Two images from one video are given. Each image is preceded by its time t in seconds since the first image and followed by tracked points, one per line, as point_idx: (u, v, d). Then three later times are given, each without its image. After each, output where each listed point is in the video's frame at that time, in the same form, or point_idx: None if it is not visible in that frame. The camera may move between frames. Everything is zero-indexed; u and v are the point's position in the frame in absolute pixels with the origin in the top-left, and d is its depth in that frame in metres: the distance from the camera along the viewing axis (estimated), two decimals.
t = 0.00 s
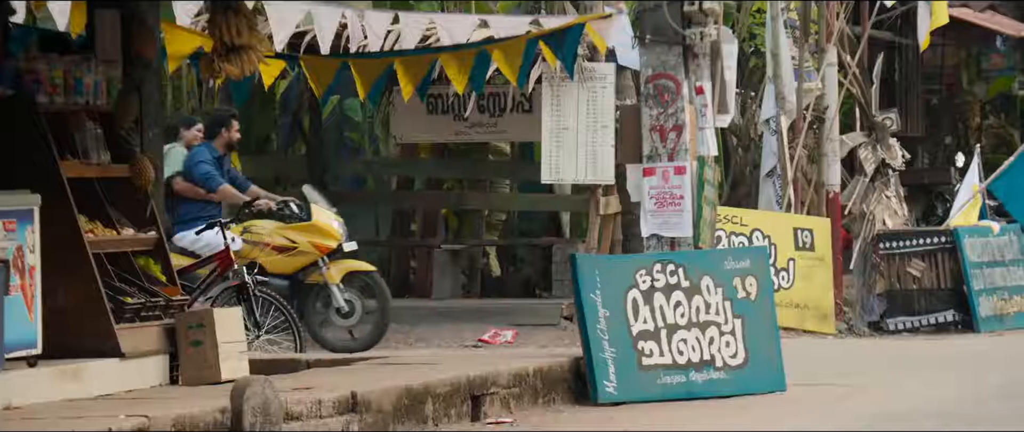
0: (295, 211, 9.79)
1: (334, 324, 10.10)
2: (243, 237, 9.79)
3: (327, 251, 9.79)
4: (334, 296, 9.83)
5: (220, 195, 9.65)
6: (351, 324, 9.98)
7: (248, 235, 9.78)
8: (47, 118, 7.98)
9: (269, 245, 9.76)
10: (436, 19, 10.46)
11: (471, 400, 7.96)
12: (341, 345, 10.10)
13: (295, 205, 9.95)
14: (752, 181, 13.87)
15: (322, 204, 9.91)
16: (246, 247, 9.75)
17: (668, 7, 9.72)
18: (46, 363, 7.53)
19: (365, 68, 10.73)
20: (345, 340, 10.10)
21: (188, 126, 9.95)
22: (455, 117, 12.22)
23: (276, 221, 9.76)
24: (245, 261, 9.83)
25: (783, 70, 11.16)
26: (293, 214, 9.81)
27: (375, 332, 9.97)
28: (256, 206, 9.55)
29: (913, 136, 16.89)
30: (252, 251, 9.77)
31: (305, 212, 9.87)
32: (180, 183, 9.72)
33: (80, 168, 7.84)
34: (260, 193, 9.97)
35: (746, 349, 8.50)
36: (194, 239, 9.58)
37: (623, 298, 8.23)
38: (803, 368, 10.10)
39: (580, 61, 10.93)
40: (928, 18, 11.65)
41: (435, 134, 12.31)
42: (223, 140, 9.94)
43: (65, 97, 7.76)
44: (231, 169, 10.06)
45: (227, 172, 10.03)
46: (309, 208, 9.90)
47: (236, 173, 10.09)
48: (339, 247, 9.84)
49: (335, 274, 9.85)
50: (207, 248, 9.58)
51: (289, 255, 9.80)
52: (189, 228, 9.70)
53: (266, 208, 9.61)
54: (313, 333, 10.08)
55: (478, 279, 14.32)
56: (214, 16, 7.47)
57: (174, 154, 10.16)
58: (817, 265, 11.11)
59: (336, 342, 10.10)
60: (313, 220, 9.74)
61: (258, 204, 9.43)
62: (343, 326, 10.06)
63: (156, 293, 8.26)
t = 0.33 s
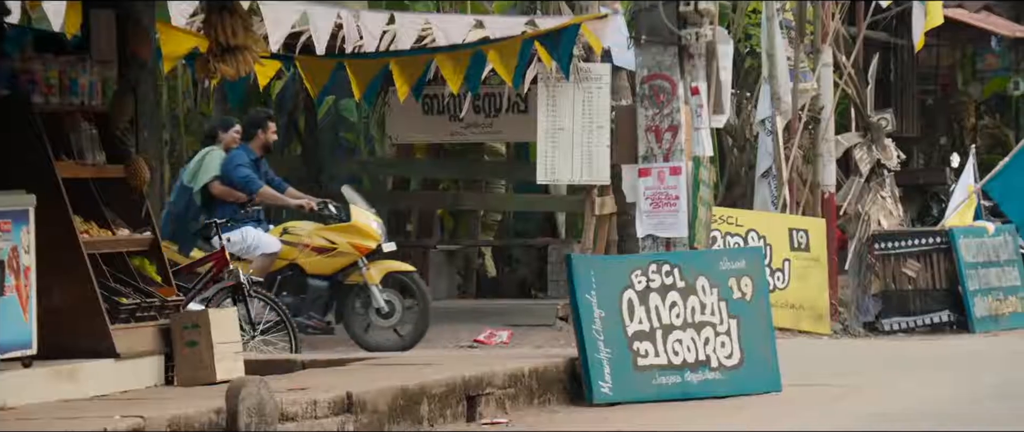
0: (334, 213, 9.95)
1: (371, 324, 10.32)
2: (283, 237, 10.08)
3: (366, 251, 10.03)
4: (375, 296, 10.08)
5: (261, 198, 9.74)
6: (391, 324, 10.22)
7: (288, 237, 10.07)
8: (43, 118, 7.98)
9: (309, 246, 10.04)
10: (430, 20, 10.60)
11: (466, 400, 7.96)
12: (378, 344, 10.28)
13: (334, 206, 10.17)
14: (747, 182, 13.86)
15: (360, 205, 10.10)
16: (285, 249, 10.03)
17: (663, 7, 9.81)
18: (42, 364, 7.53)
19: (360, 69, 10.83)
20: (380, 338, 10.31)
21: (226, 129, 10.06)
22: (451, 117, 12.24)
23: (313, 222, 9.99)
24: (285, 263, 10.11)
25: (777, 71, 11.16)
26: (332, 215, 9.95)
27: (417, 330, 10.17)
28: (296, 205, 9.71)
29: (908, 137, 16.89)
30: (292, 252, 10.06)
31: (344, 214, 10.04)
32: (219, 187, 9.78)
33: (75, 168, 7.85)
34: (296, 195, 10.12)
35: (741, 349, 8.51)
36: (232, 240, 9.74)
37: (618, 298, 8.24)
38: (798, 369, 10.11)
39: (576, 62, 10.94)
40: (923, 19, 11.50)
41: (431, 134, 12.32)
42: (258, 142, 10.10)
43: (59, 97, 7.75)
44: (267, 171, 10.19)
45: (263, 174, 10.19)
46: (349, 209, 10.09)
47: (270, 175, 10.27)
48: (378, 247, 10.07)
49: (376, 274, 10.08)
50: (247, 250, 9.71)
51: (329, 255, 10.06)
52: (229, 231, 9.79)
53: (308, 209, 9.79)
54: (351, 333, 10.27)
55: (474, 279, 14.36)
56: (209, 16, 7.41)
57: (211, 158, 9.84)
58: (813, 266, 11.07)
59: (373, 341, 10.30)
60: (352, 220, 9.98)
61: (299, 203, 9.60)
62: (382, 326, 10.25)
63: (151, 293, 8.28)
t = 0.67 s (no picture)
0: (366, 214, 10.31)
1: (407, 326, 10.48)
2: (317, 239, 10.46)
3: (400, 252, 10.29)
4: (408, 296, 10.27)
5: (295, 199, 10.25)
6: (425, 325, 10.38)
7: (322, 238, 10.43)
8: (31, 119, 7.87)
9: (342, 247, 10.37)
10: (418, 21, 10.41)
11: (454, 402, 7.97)
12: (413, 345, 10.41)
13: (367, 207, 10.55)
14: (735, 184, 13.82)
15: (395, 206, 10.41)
16: (320, 250, 10.39)
17: (652, 9, 9.71)
18: (29, 365, 7.53)
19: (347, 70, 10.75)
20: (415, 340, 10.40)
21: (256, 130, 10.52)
22: (439, 119, 12.22)
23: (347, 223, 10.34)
24: (320, 264, 10.45)
25: (766, 72, 11.01)
26: (366, 215, 10.27)
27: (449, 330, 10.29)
28: (329, 207, 10.19)
29: (895, 138, 16.86)
30: (327, 253, 10.40)
31: (377, 215, 10.37)
32: (252, 188, 10.29)
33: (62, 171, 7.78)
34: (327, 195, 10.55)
35: (729, 350, 8.52)
36: (270, 242, 10.29)
37: (606, 299, 8.24)
38: (786, 371, 10.13)
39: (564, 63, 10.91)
40: (911, 20, 11.48)
41: (418, 135, 12.28)
42: (290, 144, 10.51)
43: (47, 98, 7.71)
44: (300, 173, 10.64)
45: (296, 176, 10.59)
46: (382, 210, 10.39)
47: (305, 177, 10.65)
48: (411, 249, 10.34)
49: (410, 276, 10.32)
50: (283, 251, 10.23)
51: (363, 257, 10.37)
52: (263, 231, 10.34)
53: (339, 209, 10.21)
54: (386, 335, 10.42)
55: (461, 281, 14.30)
56: (197, 18, 7.49)
57: (244, 159, 10.35)
58: (800, 266, 11.07)
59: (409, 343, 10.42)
60: (386, 222, 10.29)
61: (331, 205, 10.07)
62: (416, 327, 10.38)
63: (139, 294, 8.24)
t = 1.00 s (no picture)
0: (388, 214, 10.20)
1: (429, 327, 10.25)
2: (340, 239, 10.22)
3: (421, 252, 10.06)
4: (429, 297, 10.04)
5: (318, 199, 10.14)
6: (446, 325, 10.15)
7: (344, 239, 10.18)
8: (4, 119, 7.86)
9: (364, 248, 10.12)
10: (394, 23, 10.60)
11: (429, 403, 7.95)
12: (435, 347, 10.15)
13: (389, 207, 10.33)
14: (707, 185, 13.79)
15: (417, 206, 10.19)
16: (342, 251, 10.13)
17: (626, 10, 9.70)
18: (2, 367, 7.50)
19: (322, 72, 10.72)
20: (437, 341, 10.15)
21: (278, 129, 10.31)
22: (414, 120, 12.20)
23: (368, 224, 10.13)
24: (342, 264, 10.20)
25: (741, 73, 10.99)
26: (388, 217, 10.19)
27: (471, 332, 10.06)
28: (353, 206, 10.07)
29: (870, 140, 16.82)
30: (348, 254, 10.14)
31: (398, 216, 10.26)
32: (275, 187, 10.13)
33: (37, 173, 7.78)
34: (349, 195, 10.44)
35: (703, 351, 8.53)
36: (294, 241, 10.11)
37: (581, 300, 8.25)
38: (762, 372, 10.13)
39: (539, 64, 10.89)
40: (886, 22, 11.52)
41: (393, 136, 12.25)
42: (312, 144, 10.39)
43: (19, 98, 7.71)
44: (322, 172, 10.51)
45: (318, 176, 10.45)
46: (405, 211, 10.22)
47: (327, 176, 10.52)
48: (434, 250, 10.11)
49: (432, 276, 10.06)
50: (308, 251, 10.04)
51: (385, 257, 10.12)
52: (286, 231, 10.17)
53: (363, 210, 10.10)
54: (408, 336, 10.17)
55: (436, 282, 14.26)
56: (170, 19, 7.44)
57: (266, 159, 10.11)
58: (775, 268, 11.10)
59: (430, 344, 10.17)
60: (409, 222, 10.05)
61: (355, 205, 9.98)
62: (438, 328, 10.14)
63: (112, 296, 8.24)
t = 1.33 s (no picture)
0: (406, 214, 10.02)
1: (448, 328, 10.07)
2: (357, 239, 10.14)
3: (439, 251, 9.92)
4: (446, 296, 9.88)
5: (335, 197, 10.00)
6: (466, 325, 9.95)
7: (362, 238, 10.11)
8: None
9: (382, 247, 10.03)
10: (365, 23, 10.57)
11: (400, 404, 7.94)
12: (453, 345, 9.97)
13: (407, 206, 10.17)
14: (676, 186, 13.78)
15: (435, 206, 10.08)
16: (361, 250, 10.06)
17: (597, 10, 9.97)
18: None
19: (293, 71, 10.70)
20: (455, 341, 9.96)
21: (296, 129, 10.28)
22: (384, 120, 12.18)
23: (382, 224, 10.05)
24: (361, 263, 10.13)
25: (711, 74, 11.00)
26: (405, 215, 10.06)
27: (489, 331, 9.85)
28: (369, 205, 9.90)
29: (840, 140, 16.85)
30: (367, 253, 10.08)
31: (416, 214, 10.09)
32: (293, 187, 10.04)
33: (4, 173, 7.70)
34: (368, 195, 10.27)
35: (673, 351, 8.54)
36: (312, 240, 10.04)
37: (551, 301, 8.26)
38: (733, 372, 10.15)
39: (509, 65, 10.88)
40: (855, 23, 11.56)
41: (364, 137, 12.22)
42: (332, 144, 10.24)
43: None
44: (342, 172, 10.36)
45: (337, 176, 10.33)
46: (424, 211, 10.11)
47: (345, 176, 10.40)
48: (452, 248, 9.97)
49: (448, 275, 9.92)
50: (326, 249, 9.98)
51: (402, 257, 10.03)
52: (303, 230, 10.09)
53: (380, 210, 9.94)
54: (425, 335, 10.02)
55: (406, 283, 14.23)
56: (140, 19, 7.39)
57: (283, 159, 10.09)
58: (744, 268, 11.08)
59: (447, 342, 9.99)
60: (426, 222, 9.92)
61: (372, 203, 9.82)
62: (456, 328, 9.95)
63: (81, 297, 8.24)
